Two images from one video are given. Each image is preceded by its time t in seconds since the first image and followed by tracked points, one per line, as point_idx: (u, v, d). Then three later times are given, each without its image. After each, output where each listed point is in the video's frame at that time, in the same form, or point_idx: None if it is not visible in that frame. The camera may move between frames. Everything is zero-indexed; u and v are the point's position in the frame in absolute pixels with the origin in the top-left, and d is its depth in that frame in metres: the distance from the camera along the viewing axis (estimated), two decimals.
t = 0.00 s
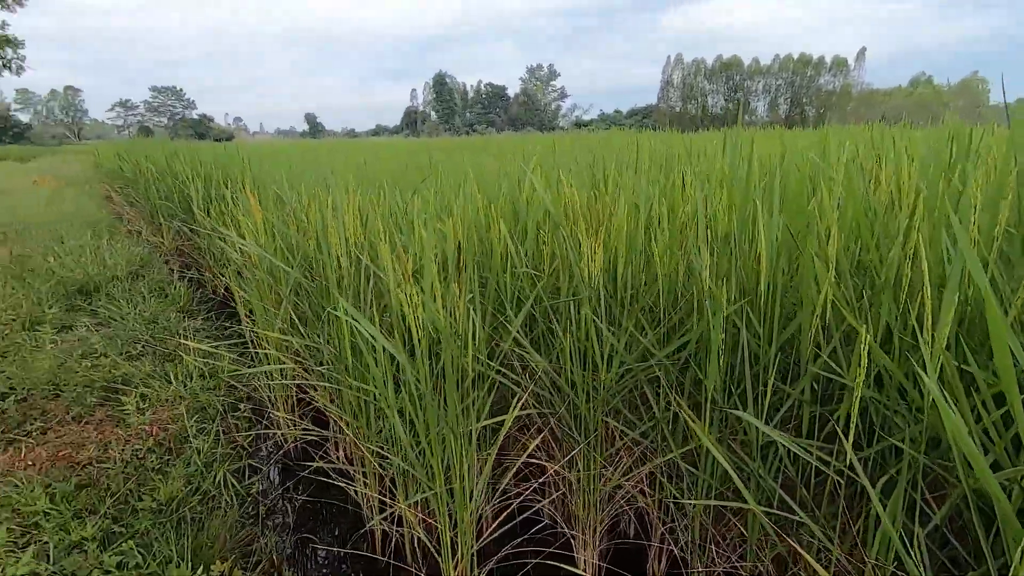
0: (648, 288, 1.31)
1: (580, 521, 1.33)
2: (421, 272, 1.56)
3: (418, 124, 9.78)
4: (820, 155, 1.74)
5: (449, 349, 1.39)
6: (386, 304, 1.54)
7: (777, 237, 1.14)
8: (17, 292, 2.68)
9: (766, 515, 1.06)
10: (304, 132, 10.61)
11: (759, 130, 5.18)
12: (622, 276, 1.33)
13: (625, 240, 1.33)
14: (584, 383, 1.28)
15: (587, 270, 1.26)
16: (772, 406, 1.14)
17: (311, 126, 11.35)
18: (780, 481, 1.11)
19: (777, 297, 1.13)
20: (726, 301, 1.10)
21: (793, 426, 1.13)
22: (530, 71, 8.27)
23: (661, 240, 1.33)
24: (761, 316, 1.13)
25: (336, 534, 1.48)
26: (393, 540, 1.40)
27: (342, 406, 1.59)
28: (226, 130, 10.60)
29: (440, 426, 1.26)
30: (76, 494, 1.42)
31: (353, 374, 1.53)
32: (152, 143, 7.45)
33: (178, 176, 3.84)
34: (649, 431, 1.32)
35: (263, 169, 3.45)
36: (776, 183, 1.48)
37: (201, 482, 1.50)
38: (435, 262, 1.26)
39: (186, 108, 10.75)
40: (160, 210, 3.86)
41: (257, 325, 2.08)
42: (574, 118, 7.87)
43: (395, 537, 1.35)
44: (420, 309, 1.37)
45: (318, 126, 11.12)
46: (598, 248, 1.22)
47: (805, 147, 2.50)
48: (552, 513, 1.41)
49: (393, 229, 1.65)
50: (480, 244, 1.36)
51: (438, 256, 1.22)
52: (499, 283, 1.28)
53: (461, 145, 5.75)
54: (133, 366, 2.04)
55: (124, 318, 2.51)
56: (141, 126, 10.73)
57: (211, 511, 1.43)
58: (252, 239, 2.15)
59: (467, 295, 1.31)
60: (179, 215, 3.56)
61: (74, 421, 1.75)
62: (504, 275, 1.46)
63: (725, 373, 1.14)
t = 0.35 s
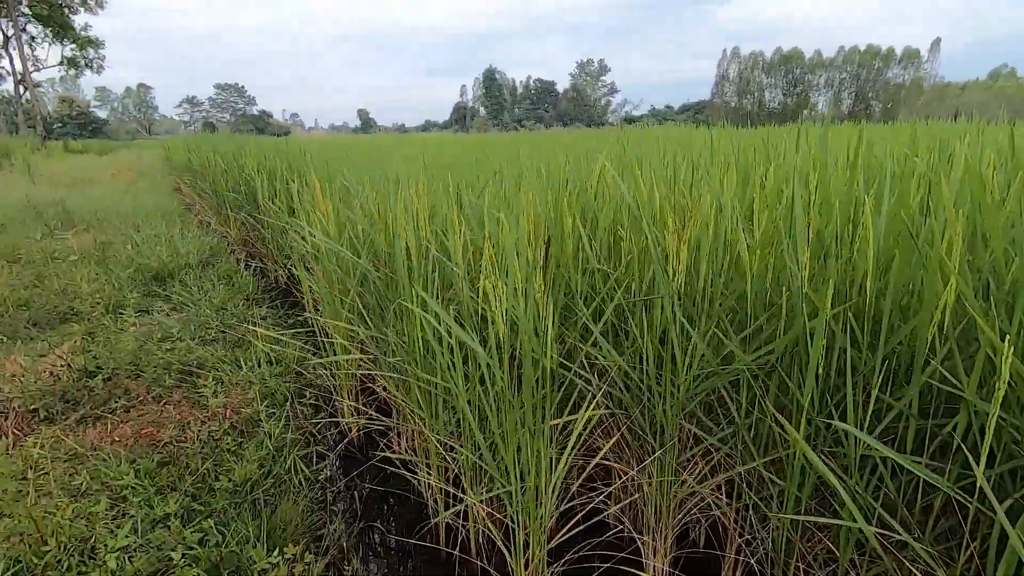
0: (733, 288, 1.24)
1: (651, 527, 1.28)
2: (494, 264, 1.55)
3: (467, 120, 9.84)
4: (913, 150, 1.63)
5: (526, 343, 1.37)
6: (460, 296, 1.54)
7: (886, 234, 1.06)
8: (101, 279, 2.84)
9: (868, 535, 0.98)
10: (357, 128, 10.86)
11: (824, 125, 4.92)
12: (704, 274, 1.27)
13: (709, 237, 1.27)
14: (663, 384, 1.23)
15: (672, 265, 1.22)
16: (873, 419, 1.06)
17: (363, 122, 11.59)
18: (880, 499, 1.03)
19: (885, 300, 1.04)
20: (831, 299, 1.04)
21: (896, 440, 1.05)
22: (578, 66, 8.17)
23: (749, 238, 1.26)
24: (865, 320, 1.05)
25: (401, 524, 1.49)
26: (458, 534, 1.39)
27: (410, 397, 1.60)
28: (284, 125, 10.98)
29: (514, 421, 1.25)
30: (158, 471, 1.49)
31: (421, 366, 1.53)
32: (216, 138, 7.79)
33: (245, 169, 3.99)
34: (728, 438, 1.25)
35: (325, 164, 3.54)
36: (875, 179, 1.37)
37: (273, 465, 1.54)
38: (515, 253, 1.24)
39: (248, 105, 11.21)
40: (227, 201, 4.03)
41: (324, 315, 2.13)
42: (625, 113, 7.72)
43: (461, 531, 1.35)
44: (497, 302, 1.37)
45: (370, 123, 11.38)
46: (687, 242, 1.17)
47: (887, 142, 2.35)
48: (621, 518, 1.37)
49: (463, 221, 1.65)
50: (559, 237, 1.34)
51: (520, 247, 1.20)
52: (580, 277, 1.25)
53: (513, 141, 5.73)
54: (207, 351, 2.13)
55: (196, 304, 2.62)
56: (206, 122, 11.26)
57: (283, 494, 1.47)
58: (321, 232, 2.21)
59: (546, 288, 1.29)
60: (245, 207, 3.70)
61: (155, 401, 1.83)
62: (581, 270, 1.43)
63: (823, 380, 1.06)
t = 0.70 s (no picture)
0: (833, 295, 1.16)
1: (732, 546, 1.21)
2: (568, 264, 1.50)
3: (510, 117, 9.80)
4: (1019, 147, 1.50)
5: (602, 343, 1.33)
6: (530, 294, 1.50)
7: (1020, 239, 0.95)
8: (167, 270, 2.94)
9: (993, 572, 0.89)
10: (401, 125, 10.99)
11: (893, 123, 4.64)
12: (799, 279, 1.18)
13: (806, 240, 1.19)
14: (751, 395, 1.15)
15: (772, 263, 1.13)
16: (998, 444, 0.96)
17: (407, 118, 11.71)
18: (1006, 533, 0.94)
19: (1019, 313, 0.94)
20: (964, 299, 0.93)
21: None
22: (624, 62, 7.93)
23: (851, 241, 1.17)
24: (995, 334, 0.95)
25: (464, 526, 1.46)
26: (524, 540, 1.36)
27: (475, 397, 1.57)
28: (331, 122, 11.21)
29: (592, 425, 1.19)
30: (228, 461, 1.51)
31: (487, 366, 1.50)
32: (268, 133, 8.01)
33: (300, 165, 4.07)
34: (821, 456, 1.17)
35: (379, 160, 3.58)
36: (993, 179, 1.25)
37: (337, 461, 1.54)
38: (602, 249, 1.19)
39: (297, 103, 11.51)
40: (283, 196, 4.12)
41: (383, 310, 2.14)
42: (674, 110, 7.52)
43: (529, 538, 1.31)
44: (576, 301, 1.32)
45: (414, 120, 11.49)
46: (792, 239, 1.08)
47: (977, 138, 2.17)
48: (696, 533, 1.30)
49: (533, 219, 1.61)
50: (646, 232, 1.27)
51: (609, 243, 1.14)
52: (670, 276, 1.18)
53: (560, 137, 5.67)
54: (269, 343, 2.16)
55: (256, 295, 2.67)
56: (258, 119, 11.62)
57: (348, 490, 1.47)
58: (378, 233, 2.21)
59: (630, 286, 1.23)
60: (301, 202, 3.77)
61: (221, 391, 1.87)
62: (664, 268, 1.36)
63: (941, 399, 0.97)
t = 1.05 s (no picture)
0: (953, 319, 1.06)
1: None
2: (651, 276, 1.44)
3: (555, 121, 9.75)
4: None
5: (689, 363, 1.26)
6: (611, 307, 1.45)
7: None
8: (232, 274, 3.04)
9: None
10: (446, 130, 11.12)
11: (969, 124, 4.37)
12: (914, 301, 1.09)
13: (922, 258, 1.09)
14: (858, 425, 1.07)
15: (892, 282, 1.05)
16: None
17: (451, 123, 11.83)
18: None
19: None
20: None
21: None
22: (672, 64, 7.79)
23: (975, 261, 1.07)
24: None
25: (534, 545, 1.42)
26: (599, 565, 1.31)
27: (545, 412, 1.53)
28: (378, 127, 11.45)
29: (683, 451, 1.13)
30: (298, 467, 1.52)
31: (559, 381, 1.46)
32: (321, 138, 8.24)
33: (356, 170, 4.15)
34: (935, 495, 1.08)
35: (435, 166, 3.60)
36: None
37: (405, 472, 1.53)
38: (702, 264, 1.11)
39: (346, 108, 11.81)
40: (338, 201, 4.21)
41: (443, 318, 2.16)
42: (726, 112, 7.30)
43: (606, 564, 1.26)
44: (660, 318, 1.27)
45: (458, 124, 11.60)
46: (920, 254, 0.99)
47: None
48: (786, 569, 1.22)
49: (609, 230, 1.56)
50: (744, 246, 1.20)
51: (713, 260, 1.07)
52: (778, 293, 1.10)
53: (610, 142, 5.59)
54: (332, 347, 2.19)
55: (316, 300, 2.72)
56: (309, 124, 11.98)
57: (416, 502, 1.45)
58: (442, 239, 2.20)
59: (724, 305, 1.16)
60: (356, 207, 3.84)
61: (288, 396, 1.89)
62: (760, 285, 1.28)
63: None
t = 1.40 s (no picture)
0: None
1: None
2: (734, 283, 1.38)
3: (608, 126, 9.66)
4: None
5: (780, 377, 1.19)
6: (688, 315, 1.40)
7: None
8: (302, 280, 3.16)
9: None
10: (498, 137, 11.24)
11: None
12: None
13: None
14: (986, 455, 0.97)
15: None
16: None
17: (503, 130, 11.93)
18: None
19: None
20: None
21: None
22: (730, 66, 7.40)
23: None
24: None
25: (610, 560, 1.38)
26: None
27: (620, 425, 1.49)
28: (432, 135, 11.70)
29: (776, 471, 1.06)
30: (371, 470, 1.54)
31: (637, 393, 1.42)
32: (380, 147, 8.50)
33: (418, 178, 4.24)
34: None
35: (495, 174, 3.63)
36: None
37: (475, 479, 1.52)
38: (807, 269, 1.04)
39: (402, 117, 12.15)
40: (400, 208, 4.31)
41: (508, 324, 2.19)
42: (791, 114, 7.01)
43: None
44: (749, 330, 1.20)
45: (510, 131, 11.69)
46: None
47: None
48: None
49: (692, 239, 1.51)
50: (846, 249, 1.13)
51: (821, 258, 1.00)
52: (886, 300, 1.02)
53: (670, 147, 5.47)
54: (398, 352, 2.22)
55: (381, 304, 2.78)
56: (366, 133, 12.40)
57: (488, 512, 1.44)
58: (508, 246, 2.21)
59: (827, 316, 1.08)
60: (417, 214, 3.92)
61: (359, 399, 1.93)
62: (856, 294, 1.20)
63: None
